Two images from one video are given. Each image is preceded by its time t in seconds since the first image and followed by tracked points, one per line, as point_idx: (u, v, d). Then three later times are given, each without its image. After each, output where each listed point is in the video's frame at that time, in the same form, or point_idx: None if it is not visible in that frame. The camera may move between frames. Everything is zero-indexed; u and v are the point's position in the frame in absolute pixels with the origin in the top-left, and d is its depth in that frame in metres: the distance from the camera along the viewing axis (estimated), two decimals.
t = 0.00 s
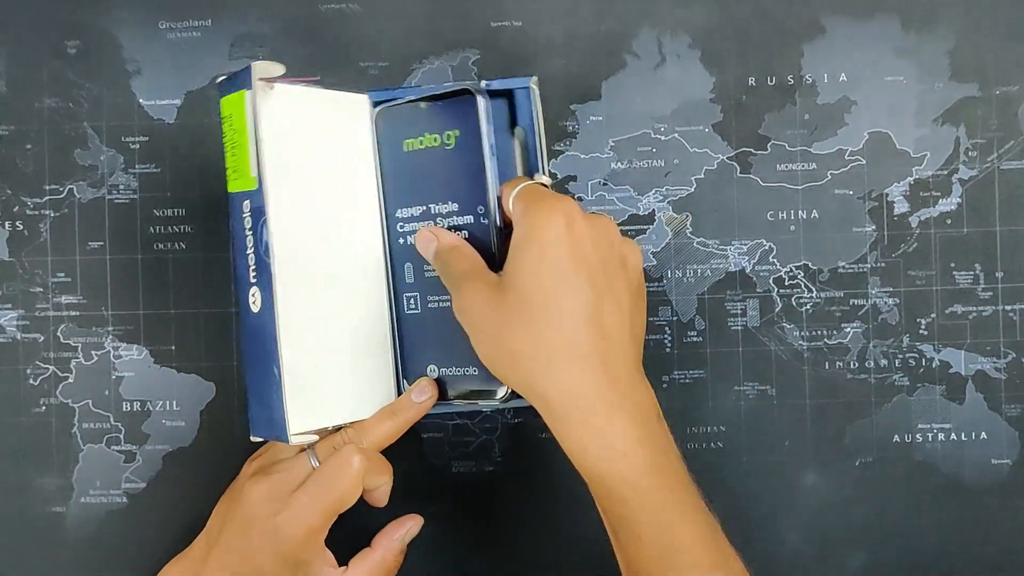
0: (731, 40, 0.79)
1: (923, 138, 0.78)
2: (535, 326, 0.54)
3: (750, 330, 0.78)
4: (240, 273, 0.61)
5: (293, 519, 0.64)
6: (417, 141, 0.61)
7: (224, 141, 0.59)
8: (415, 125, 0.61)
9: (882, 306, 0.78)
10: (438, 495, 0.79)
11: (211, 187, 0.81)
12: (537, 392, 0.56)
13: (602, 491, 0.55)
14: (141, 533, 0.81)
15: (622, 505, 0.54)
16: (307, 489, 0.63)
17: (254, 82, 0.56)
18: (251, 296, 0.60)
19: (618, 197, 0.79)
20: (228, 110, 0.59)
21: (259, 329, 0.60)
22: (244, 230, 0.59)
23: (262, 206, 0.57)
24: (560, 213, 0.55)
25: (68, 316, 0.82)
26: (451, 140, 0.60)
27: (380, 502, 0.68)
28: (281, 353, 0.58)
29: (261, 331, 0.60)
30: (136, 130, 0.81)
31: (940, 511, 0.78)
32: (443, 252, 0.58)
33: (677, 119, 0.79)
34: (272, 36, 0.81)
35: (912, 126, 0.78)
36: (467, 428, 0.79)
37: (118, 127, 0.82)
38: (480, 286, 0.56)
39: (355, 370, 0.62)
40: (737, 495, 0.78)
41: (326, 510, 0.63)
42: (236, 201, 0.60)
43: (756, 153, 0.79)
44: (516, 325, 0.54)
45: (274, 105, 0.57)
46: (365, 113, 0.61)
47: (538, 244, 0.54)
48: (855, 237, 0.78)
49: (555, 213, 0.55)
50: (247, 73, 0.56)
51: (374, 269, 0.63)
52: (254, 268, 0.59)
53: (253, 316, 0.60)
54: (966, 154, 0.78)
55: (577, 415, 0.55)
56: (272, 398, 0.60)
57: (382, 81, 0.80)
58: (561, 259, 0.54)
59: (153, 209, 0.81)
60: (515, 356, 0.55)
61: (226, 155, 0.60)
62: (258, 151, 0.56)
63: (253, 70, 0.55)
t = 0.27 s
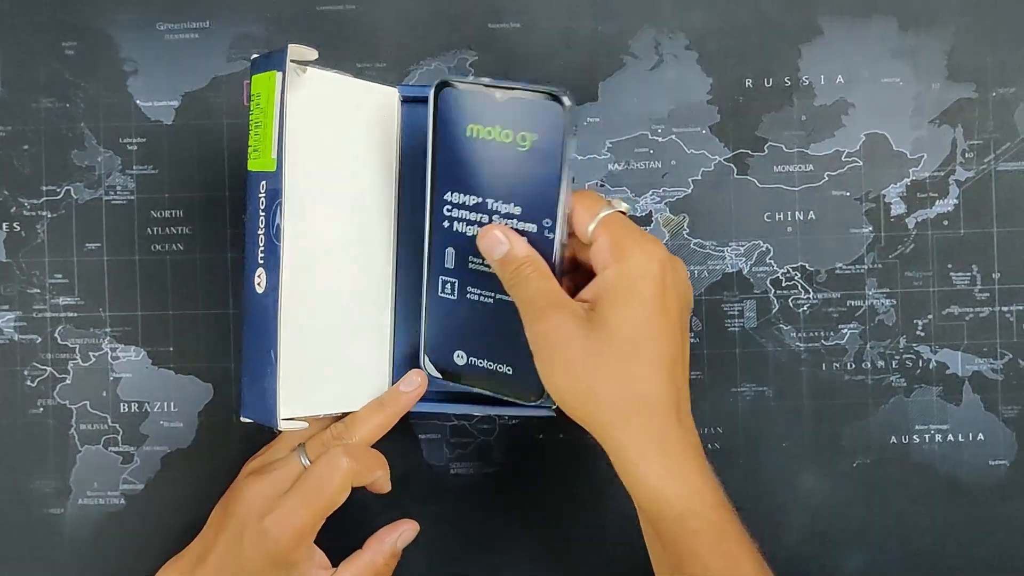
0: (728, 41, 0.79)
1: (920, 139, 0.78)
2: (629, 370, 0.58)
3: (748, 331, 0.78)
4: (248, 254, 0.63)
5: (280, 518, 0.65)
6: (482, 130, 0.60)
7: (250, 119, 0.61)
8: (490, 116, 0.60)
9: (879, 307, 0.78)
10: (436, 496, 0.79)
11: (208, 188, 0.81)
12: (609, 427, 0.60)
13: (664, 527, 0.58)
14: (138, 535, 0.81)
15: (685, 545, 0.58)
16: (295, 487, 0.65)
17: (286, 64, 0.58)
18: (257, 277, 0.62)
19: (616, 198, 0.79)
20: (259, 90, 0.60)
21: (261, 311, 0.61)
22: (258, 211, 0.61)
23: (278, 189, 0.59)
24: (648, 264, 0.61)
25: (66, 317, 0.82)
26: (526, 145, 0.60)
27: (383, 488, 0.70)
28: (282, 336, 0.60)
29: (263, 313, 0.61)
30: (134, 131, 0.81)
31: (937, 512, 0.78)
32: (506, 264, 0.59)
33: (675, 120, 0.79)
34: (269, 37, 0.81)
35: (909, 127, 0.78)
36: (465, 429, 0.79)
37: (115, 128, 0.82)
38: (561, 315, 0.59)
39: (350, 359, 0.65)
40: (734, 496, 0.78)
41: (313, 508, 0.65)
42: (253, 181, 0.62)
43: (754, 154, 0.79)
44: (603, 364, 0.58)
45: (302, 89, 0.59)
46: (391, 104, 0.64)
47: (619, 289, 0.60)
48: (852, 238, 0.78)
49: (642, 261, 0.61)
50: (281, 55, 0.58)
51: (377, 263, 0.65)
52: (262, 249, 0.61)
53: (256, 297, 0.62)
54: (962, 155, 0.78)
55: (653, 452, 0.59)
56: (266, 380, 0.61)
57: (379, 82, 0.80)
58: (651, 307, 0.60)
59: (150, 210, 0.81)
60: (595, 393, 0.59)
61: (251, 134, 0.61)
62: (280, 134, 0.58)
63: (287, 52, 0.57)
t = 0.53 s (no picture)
0: (725, 39, 0.79)
1: (918, 138, 0.78)
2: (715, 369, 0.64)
3: (746, 330, 0.78)
4: (263, 253, 0.64)
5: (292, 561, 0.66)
6: (558, 131, 0.46)
7: (267, 115, 0.63)
8: (568, 112, 0.46)
9: (877, 306, 0.78)
10: (433, 496, 0.79)
11: (205, 187, 0.81)
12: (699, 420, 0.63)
13: (745, 502, 0.64)
14: (135, 534, 0.80)
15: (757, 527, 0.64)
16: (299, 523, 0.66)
17: (311, 62, 0.60)
18: (275, 275, 0.63)
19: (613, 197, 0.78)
20: (276, 86, 0.62)
21: (284, 309, 0.62)
22: (278, 209, 0.62)
23: (304, 187, 0.61)
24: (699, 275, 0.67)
25: (63, 316, 0.81)
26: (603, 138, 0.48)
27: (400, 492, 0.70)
28: (307, 334, 0.62)
29: (284, 312, 0.63)
30: (130, 130, 0.81)
31: (935, 511, 0.78)
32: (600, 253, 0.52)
33: (672, 119, 0.79)
34: (266, 35, 0.81)
35: (907, 125, 0.78)
36: (462, 428, 0.79)
37: (112, 127, 0.81)
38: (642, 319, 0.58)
39: (363, 353, 0.68)
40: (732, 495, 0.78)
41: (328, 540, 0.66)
42: (270, 178, 0.63)
43: (751, 152, 0.78)
44: (707, 363, 0.63)
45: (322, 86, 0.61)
46: (392, 107, 0.68)
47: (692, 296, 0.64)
48: (850, 237, 0.78)
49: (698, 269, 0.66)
50: (305, 53, 0.60)
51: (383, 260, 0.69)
52: (283, 247, 0.62)
53: (276, 297, 0.63)
54: (961, 153, 0.78)
55: (728, 443, 0.64)
56: (290, 376, 0.62)
57: (376, 81, 0.79)
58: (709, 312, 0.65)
59: (147, 209, 0.81)
60: (695, 388, 0.62)
61: (267, 130, 0.63)
62: (307, 133, 0.60)
63: (312, 49, 0.59)
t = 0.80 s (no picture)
0: (723, 37, 0.79)
1: (915, 136, 0.78)
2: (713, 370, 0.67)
3: (743, 328, 0.78)
4: (260, 251, 0.64)
5: None
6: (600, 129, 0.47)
7: (263, 114, 0.63)
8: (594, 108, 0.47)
9: (874, 304, 0.78)
10: (430, 494, 0.79)
11: (203, 185, 0.81)
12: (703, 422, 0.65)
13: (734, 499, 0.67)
14: (132, 533, 0.80)
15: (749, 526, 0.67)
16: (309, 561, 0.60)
17: (309, 59, 0.60)
18: (273, 273, 0.63)
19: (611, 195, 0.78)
20: (273, 84, 0.63)
21: (280, 306, 0.63)
22: (275, 207, 0.63)
23: (301, 184, 0.61)
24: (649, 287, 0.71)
25: (60, 314, 0.81)
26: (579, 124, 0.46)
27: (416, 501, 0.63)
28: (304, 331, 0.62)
29: (280, 310, 0.63)
30: (127, 128, 0.81)
31: (932, 509, 0.78)
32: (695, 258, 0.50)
33: (670, 117, 0.79)
34: (263, 33, 0.81)
35: (905, 123, 0.78)
36: (460, 426, 0.79)
37: (109, 125, 0.81)
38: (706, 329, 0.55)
39: (360, 351, 0.67)
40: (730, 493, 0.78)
41: None
42: (267, 176, 0.64)
43: (749, 150, 0.78)
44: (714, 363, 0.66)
45: (320, 83, 0.61)
46: (389, 106, 0.68)
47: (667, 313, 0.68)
48: (848, 235, 0.78)
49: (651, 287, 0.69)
50: (303, 51, 0.60)
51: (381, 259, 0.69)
52: (281, 245, 0.63)
53: (273, 295, 0.63)
54: (958, 152, 0.78)
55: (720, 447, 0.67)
56: (286, 374, 0.63)
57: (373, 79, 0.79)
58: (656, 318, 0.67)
59: (144, 207, 0.81)
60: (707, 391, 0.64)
61: (263, 129, 0.64)
62: (304, 131, 0.61)
63: (310, 46, 0.60)
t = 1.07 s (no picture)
0: (723, 34, 0.79)
1: (915, 133, 0.78)
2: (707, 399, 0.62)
3: (743, 326, 0.78)
4: (259, 247, 0.64)
5: None
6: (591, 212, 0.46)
7: (262, 109, 0.63)
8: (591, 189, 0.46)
9: (874, 301, 0.78)
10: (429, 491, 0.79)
11: (201, 182, 0.80)
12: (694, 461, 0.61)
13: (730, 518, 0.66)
14: (129, 530, 0.80)
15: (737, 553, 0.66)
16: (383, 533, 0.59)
17: (308, 54, 0.60)
18: (273, 269, 0.63)
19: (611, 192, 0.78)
20: (272, 80, 0.62)
21: (279, 302, 0.63)
22: (274, 202, 0.63)
23: (301, 180, 0.61)
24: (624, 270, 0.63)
25: (57, 311, 0.81)
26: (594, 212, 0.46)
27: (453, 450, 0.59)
28: (303, 327, 0.62)
29: (279, 306, 0.63)
30: (126, 124, 0.81)
31: (932, 507, 0.77)
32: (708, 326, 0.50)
33: (669, 114, 0.78)
34: (262, 30, 0.80)
35: (905, 120, 0.78)
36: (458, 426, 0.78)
37: (107, 121, 0.81)
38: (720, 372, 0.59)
39: (360, 349, 0.67)
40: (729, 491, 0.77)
41: None
42: (266, 172, 0.64)
43: (749, 148, 0.78)
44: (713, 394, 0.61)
45: (320, 79, 0.61)
46: (389, 102, 0.68)
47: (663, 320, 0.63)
48: (848, 232, 0.78)
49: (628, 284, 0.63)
50: (303, 46, 0.60)
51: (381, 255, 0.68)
52: (280, 240, 0.63)
53: (272, 291, 0.63)
54: (958, 149, 0.78)
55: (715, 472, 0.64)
56: (285, 369, 0.63)
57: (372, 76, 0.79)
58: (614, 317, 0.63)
59: (143, 203, 0.81)
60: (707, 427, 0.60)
61: (263, 124, 0.63)
62: (304, 126, 0.60)
63: (310, 42, 0.60)
